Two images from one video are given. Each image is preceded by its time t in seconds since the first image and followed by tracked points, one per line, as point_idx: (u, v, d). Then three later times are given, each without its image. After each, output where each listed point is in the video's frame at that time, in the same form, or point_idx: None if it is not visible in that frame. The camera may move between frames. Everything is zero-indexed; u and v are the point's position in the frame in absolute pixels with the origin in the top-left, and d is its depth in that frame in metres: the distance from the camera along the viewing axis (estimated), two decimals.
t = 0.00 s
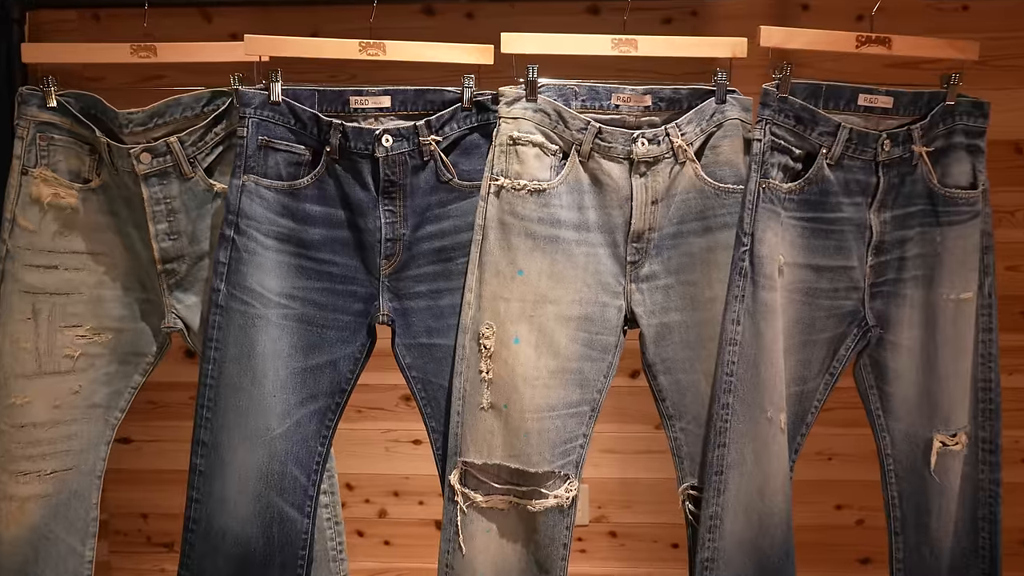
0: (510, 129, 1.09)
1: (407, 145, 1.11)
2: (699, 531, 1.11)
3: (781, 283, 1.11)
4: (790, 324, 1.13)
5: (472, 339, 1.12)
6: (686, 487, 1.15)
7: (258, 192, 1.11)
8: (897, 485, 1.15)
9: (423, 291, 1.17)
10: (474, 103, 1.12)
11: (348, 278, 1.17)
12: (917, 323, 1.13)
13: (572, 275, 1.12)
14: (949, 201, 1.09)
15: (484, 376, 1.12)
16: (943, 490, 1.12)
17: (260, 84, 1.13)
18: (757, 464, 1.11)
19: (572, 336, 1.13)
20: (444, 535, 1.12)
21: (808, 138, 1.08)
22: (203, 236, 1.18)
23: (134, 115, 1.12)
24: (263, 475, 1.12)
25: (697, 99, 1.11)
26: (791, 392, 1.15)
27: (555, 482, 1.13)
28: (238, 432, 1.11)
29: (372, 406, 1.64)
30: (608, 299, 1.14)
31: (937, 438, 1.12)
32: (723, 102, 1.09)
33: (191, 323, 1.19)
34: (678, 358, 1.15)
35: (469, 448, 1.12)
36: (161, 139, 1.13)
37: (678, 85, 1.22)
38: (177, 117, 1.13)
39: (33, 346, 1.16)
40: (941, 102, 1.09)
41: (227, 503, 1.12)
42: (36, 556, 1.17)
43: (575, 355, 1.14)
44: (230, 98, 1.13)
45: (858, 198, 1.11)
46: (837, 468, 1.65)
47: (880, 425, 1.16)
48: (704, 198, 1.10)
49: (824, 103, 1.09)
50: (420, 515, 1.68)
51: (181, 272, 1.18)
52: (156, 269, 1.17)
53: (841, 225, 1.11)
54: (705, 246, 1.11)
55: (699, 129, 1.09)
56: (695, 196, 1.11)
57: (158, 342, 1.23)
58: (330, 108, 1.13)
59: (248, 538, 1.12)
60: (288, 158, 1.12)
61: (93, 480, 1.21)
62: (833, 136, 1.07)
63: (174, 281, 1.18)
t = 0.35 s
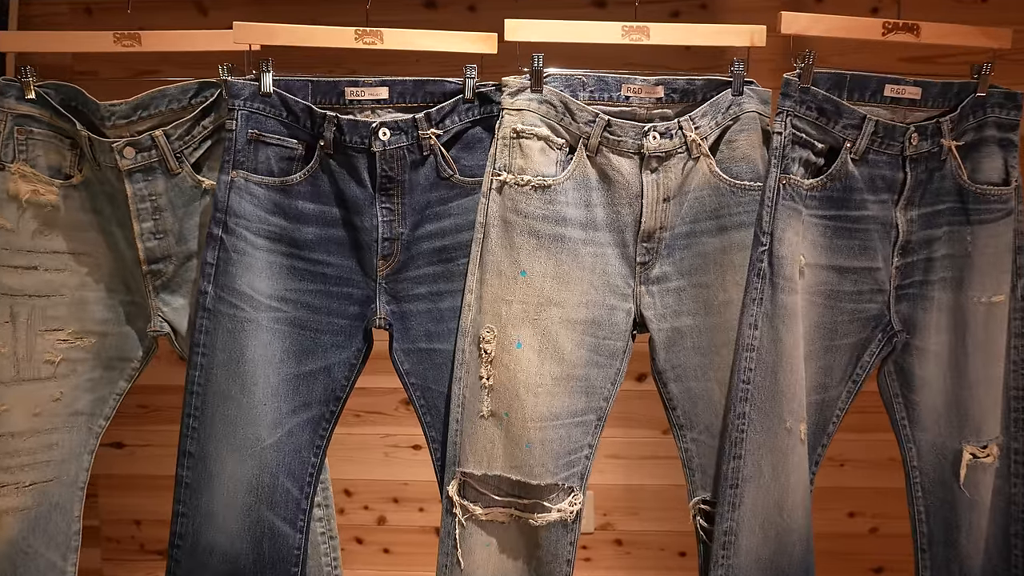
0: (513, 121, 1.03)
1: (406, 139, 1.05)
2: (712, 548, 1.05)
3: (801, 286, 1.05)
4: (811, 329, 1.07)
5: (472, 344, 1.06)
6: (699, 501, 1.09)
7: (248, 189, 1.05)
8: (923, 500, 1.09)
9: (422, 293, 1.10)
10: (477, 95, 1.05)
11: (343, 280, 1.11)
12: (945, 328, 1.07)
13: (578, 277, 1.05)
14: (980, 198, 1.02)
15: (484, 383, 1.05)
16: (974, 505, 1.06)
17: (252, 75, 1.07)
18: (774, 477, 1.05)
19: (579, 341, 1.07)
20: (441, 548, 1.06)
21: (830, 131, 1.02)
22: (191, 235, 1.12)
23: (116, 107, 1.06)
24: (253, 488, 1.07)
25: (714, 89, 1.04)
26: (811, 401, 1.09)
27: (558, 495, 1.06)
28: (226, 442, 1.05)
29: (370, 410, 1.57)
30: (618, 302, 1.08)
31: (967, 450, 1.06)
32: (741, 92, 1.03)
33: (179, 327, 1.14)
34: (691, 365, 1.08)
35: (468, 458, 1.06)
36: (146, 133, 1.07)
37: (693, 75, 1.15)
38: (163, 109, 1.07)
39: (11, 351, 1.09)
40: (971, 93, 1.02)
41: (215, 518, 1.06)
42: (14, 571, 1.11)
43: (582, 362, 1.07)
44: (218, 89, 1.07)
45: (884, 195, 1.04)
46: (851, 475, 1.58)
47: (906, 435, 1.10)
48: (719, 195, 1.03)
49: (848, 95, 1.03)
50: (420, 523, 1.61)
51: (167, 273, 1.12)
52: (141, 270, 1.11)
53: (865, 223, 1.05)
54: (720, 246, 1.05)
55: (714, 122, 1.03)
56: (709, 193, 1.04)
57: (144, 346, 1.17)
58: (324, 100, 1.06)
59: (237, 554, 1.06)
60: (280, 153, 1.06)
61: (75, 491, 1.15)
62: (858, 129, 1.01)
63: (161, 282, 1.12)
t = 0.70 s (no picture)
0: (517, 114, 0.97)
1: (404, 133, 1.00)
2: (724, 563, 1.00)
3: (820, 287, 1.00)
4: (830, 333, 1.02)
5: (474, 349, 1.01)
6: (711, 514, 1.03)
7: (239, 186, 1.00)
8: (948, 512, 1.04)
9: (422, 295, 1.05)
10: (478, 87, 1.00)
11: (339, 281, 1.06)
12: (972, 331, 1.02)
13: (585, 278, 1.00)
14: (1010, 194, 0.97)
15: (487, 389, 1.00)
16: (1002, 518, 1.00)
17: (242, 66, 1.02)
18: (791, 489, 0.99)
19: (586, 346, 1.01)
20: (440, 562, 1.01)
21: (852, 124, 0.96)
22: (180, 234, 1.07)
23: (100, 99, 1.01)
24: (244, 499, 1.02)
25: (729, 80, 0.99)
26: (830, 408, 1.04)
27: (564, 507, 1.01)
28: (216, 452, 1.01)
29: (370, 413, 1.52)
30: (627, 304, 1.03)
31: (995, 460, 1.01)
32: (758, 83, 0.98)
33: (168, 331, 1.09)
34: (704, 371, 1.03)
35: (469, 468, 1.01)
36: (132, 127, 1.02)
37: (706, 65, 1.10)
38: (149, 102, 1.02)
39: None
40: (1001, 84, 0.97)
41: (204, 531, 1.01)
42: None
43: (589, 367, 1.02)
44: (208, 81, 1.02)
45: (907, 191, 0.99)
46: (862, 480, 1.53)
47: (930, 444, 1.04)
48: (734, 192, 0.98)
49: (870, 86, 0.98)
50: (421, 528, 1.55)
51: (156, 273, 1.07)
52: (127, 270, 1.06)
53: (888, 221, 1.00)
54: (734, 246, 0.99)
55: (728, 116, 0.97)
56: (724, 190, 0.99)
57: (132, 350, 1.13)
58: (319, 92, 1.01)
59: (227, 568, 1.02)
60: (273, 148, 1.01)
61: (60, 501, 1.10)
62: (881, 122, 0.96)
63: (148, 283, 1.07)
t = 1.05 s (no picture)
0: (521, 106, 0.93)
1: (403, 126, 0.96)
2: None
3: (839, 288, 0.95)
4: (849, 335, 0.97)
5: (476, 352, 0.96)
6: (725, 526, 0.99)
7: (229, 182, 0.95)
8: (973, 523, 0.99)
9: (421, 296, 1.01)
10: (480, 78, 0.95)
11: (334, 282, 1.01)
12: (999, 334, 0.97)
13: (592, 278, 0.95)
14: None
15: (489, 395, 0.95)
16: None
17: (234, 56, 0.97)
18: (809, 499, 0.94)
19: (593, 349, 0.97)
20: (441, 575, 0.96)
21: (873, 116, 0.91)
22: (168, 232, 1.02)
23: (84, 90, 0.97)
24: (235, 510, 0.97)
25: (744, 69, 0.94)
26: (848, 414, 0.99)
27: (571, 519, 0.96)
28: (205, 460, 0.96)
29: (369, 417, 1.47)
30: (636, 305, 0.98)
31: None
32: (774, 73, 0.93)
33: (157, 333, 1.04)
34: (718, 375, 0.98)
35: (471, 477, 0.96)
36: (117, 119, 0.98)
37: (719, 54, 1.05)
38: (136, 94, 0.98)
39: None
40: None
41: (193, 543, 0.96)
42: None
43: (597, 371, 0.97)
44: (196, 72, 0.98)
45: (931, 187, 0.94)
46: (872, 484, 1.46)
47: (954, 452, 1.00)
48: (749, 188, 0.93)
49: (893, 76, 0.93)
50: (420, 534, 1.50)
51: (143, 274, 1.02)
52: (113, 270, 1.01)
53: (911, 218, 0.95)
54: (750, 244, 0.95)
55: (744, 107, 0.93)
56: (739, 186, 0.94)
57: (119, 353, 1.08)
58: (313, 83, 0.96)
59: None
60: (265, 142, 0.96)
61: (43, 511, 1.06)
62: (904, 114, 0.91)
63: (136, 284, 1.03)
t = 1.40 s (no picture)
0: (526, 99, 0.89)
1: (403, 120, 0.92)
2: None
3: (855, 287, 0.91)
4: (866, 337, 0.94)
5: (480, 355, 0.93)
6: (738, 535, 0.95)
7: (223, 177, 0.92)
8: (995, 530, 0.96)
9: (422, 296, 0.97)
10: (483, 70, 0.92)
11: (332, 281, 0.98)
12: (1022, 335, 0.93)
13: (600, 277, 0.92)
14: None
15: (493, 398, 0.92)
16: None
17: (228, 47, 0.94)
18: (825, 507, 0.91)
19: (600, 350, 0.93)
20: None
21: (891, 109, 0.88)
22: (161, 230, 0.99)
23: (72, 83, 0.93)
24: (229, 518, 0.94)
25: (757, 60, 0.91)
26: (864, 418, 0.96)
27: (578, 527, 0.93)
28: (198, 466, 0.93)
29: (370, 418, 1.43)
30: (645, 305, 0.95)
31: None
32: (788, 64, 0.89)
33: (149, 334, 1.00)
34: (731, 378, 0.95)
35: (475, 483, 0.93)
36: (107, 113, 0.94)
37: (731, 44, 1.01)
38: (126, 87, 0.94)
39: None
40: None
41: (186, 552, 0.93)
42: None
43: (605, 374, 0.94)
44: (189, 64, 0.94)
45: (952, 182, 0.91)
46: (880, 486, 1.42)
47: (975, 457, 0.97)
48: (763, 183, 0.90)
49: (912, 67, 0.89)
50: (421, 538, 1.46)
51: (135, 273, 0.99)
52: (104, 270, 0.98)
53: (930, 215, 0.91)
54: (764, 242, 0.91)
55: (758, 99, 0.89)
56: (753, 181, 0.91)
57: (111, 355, 1.04)
58: (310, 75, 0.93)
59: None
60: (260, 136, 0.93)
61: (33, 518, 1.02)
62: (923, 107, 0.87)
63: (128, 283, 0.99)
